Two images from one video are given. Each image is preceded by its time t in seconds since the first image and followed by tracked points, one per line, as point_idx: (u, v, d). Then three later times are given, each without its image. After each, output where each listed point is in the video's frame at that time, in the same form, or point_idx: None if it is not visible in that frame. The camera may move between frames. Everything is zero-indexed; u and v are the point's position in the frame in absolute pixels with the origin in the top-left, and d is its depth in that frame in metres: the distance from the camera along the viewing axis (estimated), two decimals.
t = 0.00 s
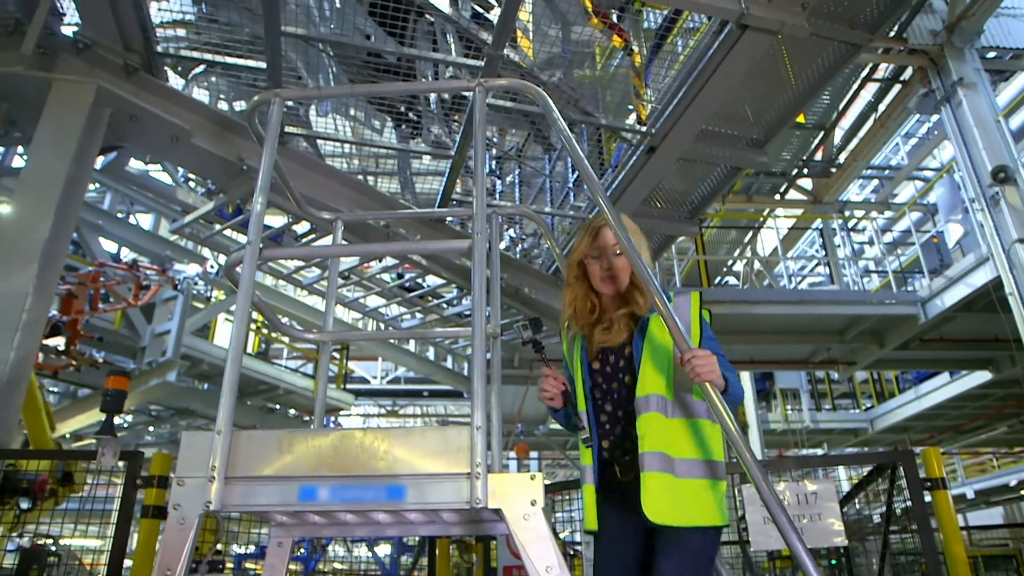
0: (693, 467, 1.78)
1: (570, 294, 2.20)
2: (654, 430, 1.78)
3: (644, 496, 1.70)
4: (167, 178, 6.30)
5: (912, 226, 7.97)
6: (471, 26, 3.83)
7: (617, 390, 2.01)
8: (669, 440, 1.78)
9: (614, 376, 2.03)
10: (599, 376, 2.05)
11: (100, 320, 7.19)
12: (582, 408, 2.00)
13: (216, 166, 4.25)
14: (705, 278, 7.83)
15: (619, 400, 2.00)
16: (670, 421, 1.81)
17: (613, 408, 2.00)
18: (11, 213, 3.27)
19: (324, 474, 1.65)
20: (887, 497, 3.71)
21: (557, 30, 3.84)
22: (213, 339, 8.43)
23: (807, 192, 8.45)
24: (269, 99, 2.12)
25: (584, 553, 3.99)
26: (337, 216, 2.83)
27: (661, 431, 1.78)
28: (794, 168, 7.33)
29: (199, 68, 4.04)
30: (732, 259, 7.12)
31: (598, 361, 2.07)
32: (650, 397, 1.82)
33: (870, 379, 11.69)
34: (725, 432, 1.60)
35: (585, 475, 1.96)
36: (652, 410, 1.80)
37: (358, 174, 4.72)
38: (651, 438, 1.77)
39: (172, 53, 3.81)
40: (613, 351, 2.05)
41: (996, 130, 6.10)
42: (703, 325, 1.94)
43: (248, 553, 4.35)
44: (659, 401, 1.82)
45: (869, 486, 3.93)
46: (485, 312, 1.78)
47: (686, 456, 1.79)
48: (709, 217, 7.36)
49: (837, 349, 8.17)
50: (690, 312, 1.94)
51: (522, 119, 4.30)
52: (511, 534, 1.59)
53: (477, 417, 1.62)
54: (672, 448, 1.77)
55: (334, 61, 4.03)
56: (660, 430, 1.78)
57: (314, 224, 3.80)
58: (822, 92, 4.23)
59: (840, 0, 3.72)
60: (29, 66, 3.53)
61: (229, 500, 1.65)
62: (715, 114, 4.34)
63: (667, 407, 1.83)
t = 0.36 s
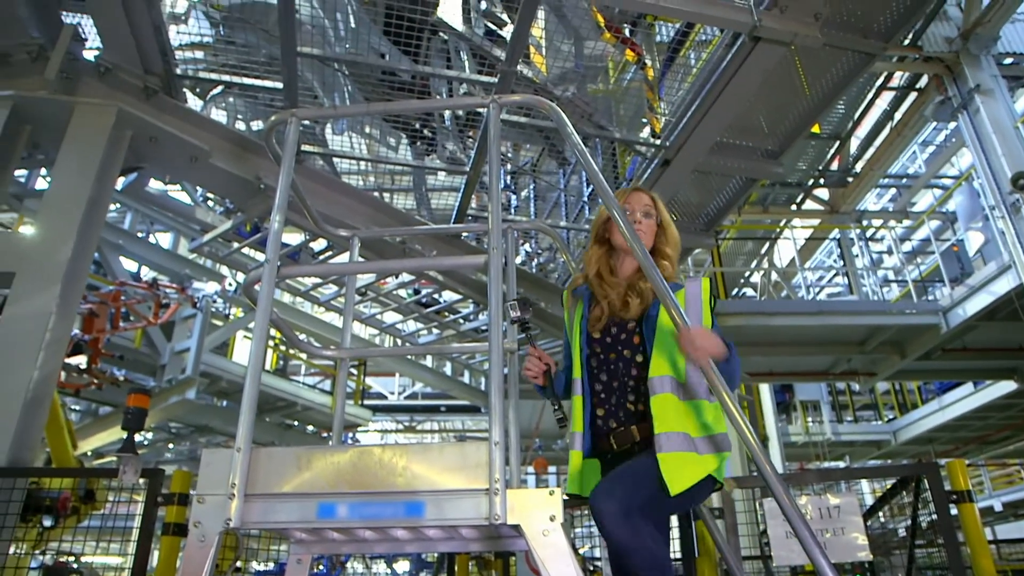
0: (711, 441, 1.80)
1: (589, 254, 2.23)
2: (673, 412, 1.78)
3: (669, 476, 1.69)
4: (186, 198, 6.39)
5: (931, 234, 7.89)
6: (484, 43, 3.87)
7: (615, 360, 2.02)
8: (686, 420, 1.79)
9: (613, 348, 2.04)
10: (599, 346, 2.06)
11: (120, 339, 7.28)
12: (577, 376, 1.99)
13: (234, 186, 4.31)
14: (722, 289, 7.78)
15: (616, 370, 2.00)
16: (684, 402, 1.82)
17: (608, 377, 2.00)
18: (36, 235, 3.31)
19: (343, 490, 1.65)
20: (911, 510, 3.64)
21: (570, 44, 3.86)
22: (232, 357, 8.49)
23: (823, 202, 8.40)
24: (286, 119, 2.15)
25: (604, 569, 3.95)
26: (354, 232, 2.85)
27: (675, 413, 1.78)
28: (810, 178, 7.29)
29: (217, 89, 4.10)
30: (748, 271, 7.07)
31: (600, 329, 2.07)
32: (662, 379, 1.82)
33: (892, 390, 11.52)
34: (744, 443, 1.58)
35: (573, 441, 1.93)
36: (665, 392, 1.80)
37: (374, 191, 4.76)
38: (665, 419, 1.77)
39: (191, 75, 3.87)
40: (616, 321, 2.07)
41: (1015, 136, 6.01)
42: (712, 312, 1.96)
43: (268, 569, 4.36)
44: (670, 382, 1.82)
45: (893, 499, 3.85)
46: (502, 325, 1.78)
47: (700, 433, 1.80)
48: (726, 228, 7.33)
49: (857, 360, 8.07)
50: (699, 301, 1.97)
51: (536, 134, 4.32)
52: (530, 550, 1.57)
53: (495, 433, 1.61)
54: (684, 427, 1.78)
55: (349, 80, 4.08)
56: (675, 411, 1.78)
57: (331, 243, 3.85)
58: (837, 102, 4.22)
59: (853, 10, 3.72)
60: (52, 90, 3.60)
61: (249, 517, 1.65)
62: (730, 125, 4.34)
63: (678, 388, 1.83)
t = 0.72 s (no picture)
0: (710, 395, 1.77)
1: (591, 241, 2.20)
2: (669, 367, 1.78)
3: (675, 431, 1.67)
4: (204, 216, 6.47)
5: (950, 242, 7.80)
6: (497, 59, 3.90)
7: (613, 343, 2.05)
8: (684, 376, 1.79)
9: (610, 332, 2.06)
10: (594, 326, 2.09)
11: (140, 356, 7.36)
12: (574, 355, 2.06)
13: (251, 204, 4.37)
14: (738, 300, 7.74)
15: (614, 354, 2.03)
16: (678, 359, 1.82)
17: (606, 359, 2.04)
18: (56, 254, 3.35)
19: (360, 506, 1.65)
20: (937, 522, 3.56)
21: (582, 58, 3.89)
22: (250, 373, 8.55)
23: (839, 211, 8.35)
24: (302, 138, 2.17)
25: None
26: (370, 248, 2.88)
27: (669, 368, 1.78)
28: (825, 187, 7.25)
29: (234, 108, 4.18)
30: (765, 281, 7.04)
31: (598, 314, 2.09)
32: (656, 338, 1.83)
33: (914, 400, 11.36)
34: (764, 459, 1.57)
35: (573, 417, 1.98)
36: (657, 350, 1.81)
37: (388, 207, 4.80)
38: (663, 375, 1.77)
39: (208, 95, 3.94)
40: (612, 306, 2.07)
41: None
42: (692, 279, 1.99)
43: None
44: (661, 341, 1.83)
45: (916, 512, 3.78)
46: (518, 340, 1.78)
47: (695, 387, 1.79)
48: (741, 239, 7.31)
49: (877, 370, 7.97)
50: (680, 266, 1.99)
51: (549, 147, 4.34)
52: (548, 565, 1.55)
53: (512, 447, 1.61)
54: (679, 381, 1.77)
55: (363, 97, 4.12)
56: (672, 367, 1.78)
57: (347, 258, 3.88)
58: (851, 111, 4.21)
59: (864, 19, 3.73)
60: (73, 112, 3.67)
61: (268, 534, 1.65)
62: (744, 136, 4.34)
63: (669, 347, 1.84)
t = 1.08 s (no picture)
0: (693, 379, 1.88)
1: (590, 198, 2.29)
2: (652, 346, 1.87)
3: (649, 411, 1.79)
4: (218, 230, 6.54)
5: (965, 248, 7.73)
6: (506, 72, 3.95)
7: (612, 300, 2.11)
8: (666, 357, 1.89)
9: (606, 287, 2.13)
10: (593, 284, 2.17)
11: (155, 371, 7.41)
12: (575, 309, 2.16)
13: (265, 218, 4.40)
14: (751, 309, 7.71)
15: (610, 310, 2.11)
16: (664, 339, 1.91)
17: (606, 315, 2.12)
18: (72, 270, 3.39)
19: (375, 520, 1.64)
20: (957, 533, 3.50)
21: (591, 69, 3.91)
22: (263, 386, 8.59)
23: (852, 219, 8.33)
24: (313, 152, 2.19)
25: None
26: (382, 262, 2.89)
27: (656, 350, 1.87)
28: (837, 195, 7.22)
29: (246, 124, 4.25)
30: (778, 290, 7.00)
31: (596, 270, 2.17)
32: (646, 315, 1.91)
33: (932, 409, 11.24)
34: (779, 469, 1.56)
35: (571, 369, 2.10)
36: (647, 329, 1.89)
37: (400, 220, 4.83)
38: (652, 356, 1.86)
39: (221, 111, 3.98)
40: (610, 261, 2.15)
41: None
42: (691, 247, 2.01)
43: None
44: (652, 320, 1.91)
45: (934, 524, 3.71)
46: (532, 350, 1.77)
47: (680, 367, 1.88)
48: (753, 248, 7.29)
49: (893, 379, 7.89)
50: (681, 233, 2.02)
51: (559, 159, 4.35)
52: None
53: (525, 460, 1.60)
54: (659, 363, 1.87)
55: (374, 111, 4.15)
56: (655, 347, 1.88)
57: (358, 271, 3.90)
58: (862, 118, 4.19)
59: (874, 26, 3.73)
60: (90, 130, 3.72)
61: (283, 547, 1.65)
62: (754, 144, 4.33)
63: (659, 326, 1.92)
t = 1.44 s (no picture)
0: (685, 368, 1.89)
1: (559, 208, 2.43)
2: (643, 336, 1.90)
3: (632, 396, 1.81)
4: (230, 243, 6.58)
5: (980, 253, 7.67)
6: (515, 83, 3.96)
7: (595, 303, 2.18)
8: (660, 346, 1.92)
9: (591, 289, 2.19)
10: (581, 289, 2.23)
11: (169, 384, 7.46)
12: (568, 317, 2.23)
13: (276, 231, 4.43)
14: (763, 317, 7.67)
15: (597, 311, 2.17)
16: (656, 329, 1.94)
17: (594, 318, 2.17)
18: (87, 284, 3.42)
19: (388, 532, 1.63)
20: (977, 542, 3.45)
21: (600, 79, 3.91)
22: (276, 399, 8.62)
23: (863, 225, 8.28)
24: (325, 166, 2.20)
25: None
26: (394, 273, 2.90)
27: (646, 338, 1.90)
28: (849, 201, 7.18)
29: (258, 138, 4.28)
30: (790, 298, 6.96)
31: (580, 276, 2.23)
32: (637, 306, 1.96)
33: (949, 417, 11.12)
34: (794, 480, 1.55)
35: (572, 376, 2.19)
36: (635, 319, 1.92)
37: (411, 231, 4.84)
38: (643, 344, 1.89)
39: (234, 126, 4.02)
40: (589, 265, 2.21)
41: None
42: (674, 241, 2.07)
43: None
44: (640, 311, 1.95)
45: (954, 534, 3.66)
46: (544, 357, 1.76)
47: (672, 356, 1.90)
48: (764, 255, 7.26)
49: (909, 386, 7.81)
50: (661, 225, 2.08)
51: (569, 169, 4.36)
52: None
53: (538, 471, 1.59)
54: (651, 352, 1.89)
55: (385, 124, 4.18)
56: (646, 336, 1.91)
57: (370, 282, 3.92)
58: (872, 125, 4.18)
59: (884, 33, 3.71)
60: (105, 146, 3.76)
61: (297, 560, 1.64)
62: (765, 152, 4.32)
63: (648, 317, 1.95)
